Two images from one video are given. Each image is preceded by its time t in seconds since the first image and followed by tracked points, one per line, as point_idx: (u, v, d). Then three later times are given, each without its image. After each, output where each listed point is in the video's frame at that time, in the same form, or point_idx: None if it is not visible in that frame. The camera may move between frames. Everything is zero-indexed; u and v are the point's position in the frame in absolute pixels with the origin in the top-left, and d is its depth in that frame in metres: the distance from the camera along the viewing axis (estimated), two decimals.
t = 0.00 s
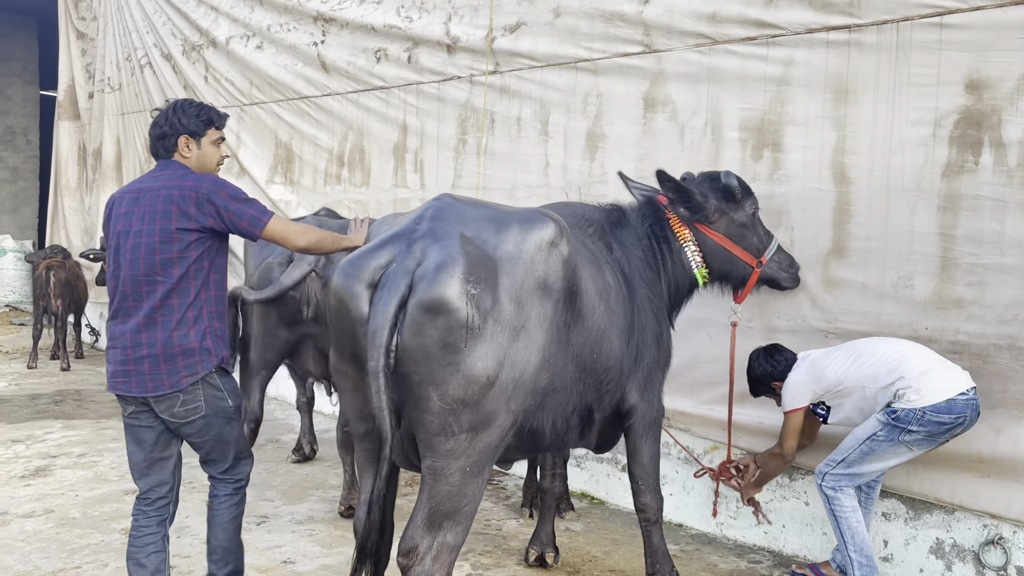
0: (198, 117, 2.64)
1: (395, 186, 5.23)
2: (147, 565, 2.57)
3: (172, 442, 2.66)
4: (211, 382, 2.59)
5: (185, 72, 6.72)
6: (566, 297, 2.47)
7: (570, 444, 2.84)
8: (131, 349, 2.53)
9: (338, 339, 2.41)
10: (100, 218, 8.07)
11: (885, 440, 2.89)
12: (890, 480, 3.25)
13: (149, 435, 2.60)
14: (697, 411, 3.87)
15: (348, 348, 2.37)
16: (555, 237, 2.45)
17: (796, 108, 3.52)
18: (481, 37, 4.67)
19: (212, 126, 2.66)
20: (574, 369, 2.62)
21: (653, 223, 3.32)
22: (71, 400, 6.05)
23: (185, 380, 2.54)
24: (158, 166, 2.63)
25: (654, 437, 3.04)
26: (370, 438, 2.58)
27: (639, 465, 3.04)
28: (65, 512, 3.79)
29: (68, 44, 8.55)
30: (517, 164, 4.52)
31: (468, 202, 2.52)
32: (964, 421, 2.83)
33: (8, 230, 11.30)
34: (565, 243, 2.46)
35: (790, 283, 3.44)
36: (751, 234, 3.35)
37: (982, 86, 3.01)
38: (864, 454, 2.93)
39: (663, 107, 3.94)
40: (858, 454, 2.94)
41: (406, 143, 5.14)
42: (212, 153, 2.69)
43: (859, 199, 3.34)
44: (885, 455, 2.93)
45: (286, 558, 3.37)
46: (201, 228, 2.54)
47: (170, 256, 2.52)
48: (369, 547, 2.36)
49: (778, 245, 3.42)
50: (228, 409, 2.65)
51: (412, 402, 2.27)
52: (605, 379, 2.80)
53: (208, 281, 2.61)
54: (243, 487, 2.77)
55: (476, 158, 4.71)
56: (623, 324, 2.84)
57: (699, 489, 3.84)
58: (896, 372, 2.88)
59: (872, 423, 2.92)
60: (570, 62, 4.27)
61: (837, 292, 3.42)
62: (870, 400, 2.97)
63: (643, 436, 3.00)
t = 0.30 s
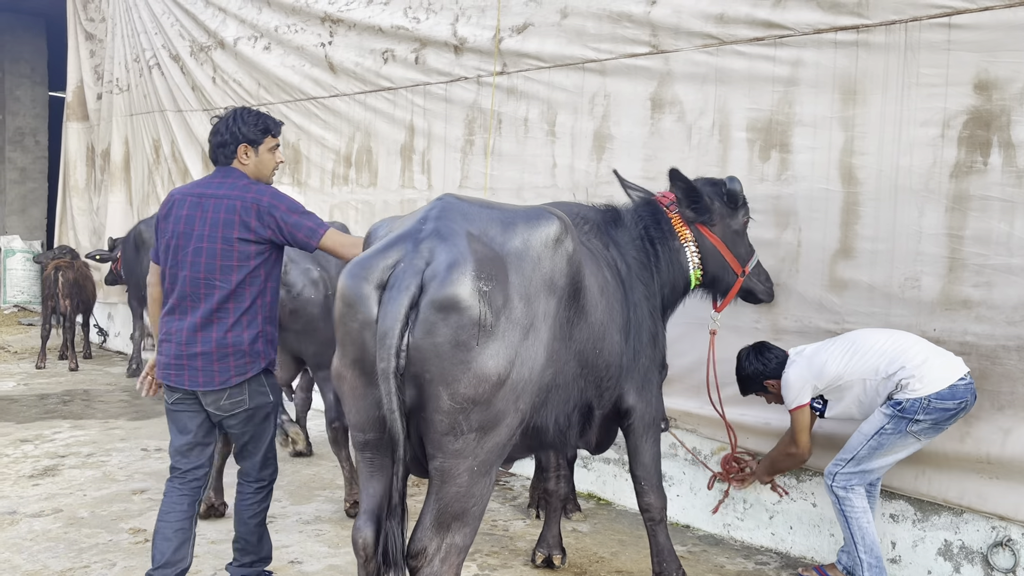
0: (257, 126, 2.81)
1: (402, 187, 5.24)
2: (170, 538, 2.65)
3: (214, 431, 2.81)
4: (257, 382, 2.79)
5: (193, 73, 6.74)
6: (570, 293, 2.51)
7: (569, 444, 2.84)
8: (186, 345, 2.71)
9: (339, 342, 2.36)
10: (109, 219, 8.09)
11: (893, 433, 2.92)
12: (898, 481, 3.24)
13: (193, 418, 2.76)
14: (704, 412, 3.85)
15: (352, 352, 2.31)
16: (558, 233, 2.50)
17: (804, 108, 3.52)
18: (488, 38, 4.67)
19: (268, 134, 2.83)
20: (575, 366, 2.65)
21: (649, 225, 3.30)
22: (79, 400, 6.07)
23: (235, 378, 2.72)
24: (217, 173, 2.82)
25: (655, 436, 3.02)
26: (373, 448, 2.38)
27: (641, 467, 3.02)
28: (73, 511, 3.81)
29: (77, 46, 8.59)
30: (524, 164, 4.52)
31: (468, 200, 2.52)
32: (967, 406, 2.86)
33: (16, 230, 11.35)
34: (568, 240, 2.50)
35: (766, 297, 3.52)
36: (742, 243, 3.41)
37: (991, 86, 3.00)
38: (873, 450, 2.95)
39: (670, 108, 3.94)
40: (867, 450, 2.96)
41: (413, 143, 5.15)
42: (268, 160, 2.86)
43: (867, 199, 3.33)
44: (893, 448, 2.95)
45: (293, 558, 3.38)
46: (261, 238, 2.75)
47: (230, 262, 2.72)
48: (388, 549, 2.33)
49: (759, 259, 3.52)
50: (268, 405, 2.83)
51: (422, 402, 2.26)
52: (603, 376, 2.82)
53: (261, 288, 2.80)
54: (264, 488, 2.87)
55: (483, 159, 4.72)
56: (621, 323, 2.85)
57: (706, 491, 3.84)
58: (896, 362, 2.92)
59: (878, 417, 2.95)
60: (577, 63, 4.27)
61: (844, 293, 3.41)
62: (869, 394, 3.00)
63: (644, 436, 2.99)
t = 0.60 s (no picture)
0: (278, 125, 2.86)
1: (411, 188, 5.25)
2: (183, 494, 2.89)
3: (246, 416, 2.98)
4: (273, 372, 2.85)
5: (203, 74, 6.76)
6: (567, 289, 2.50)
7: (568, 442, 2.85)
8: (209, 335, 2.84)
9: (334, 340, 2.37)
10: (119, 220, 8.12)
11: (900, 426, 2.93)
12: (908, 483, 3.23)
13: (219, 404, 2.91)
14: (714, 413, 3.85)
15: (348, 349, 2.33)
16: (554, 229, 2.49)
17: (813, 109, 3.51)
18: (497, 39, 4.67)
19: (288, 134, 2.88)
20: (572, 364, 2.64)
21: (660, 228, 3.31)
22: (90, 400, 6.09)
23: (250, 369, 2.80)
24: (238, 169, 2.89)
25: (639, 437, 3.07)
26: (377, 448, 2.40)
27: (624, 466, 3.05)
28: (83, 510, 3.82)
29: (87, 48, 8.64)
30: (533, 165, 4.51)
31: (464, 197, 2.52)
32: (970, 394, 2.88)
33: (26, 230, 11.39)
34: (565, 235, 2.49)
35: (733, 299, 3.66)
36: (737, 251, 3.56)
37: (1002, 86, 2.99)
38: (882, 446, 2.97)
39: (679, 109, 3.93)
40: (876, 446, 2.98)
41: (422, 144, 5.15)
42: (286, 158, 2.91)
43: (877, 200, 3.32)
44: (902, 443, 2.96)
45: (302, 558, 3.38)
46: (276, 233, 2.82)
47: (246, 258, 2.80)
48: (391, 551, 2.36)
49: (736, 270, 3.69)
50: (282, 396, 2.88)
51: (417, 400, 2.26)
52: (602, 374, 2.81)
53: (278, 282, 2.87)
54: (271, 485, 2.87)
55: (492, 160, 4.72)
56: (618, 322, 2.84)
57: (715, 492, 3.82)
58: (899, 353, 2.94)
59: (884, 412, 2.97)
60: (586, 63, 4.27)
61: (854, 294, 3.40)
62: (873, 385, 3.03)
63: (630, 438, 3.03)
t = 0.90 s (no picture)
0: (262, 128, 2.88)
1: (420, 190, 5.26)
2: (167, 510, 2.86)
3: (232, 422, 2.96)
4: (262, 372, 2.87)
5: (214, 77, 6.79)
6: (565, 289, 2.49)
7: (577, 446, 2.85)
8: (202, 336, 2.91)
9: (333, 343, 2.39)
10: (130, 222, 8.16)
11: (909, 426, 2.92)
12: (919, 486, 3.22)
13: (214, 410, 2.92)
14: (725, 417, 3.84)
15: (344, 351, 2.35)
16: (553, 229, 2.47)
17: (824, 111, 3.50)
18: (507, 41, 4.68)
19: (273, 135, 2.91)
20: (576, 366, 2.63)
21: (675, 228, 3.34)
22: (101, 401, 6.12)
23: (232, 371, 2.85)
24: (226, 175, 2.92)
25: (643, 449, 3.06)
26: (374, 451, 2.40)
27: (623, 473, 3.05)
28: (94, 511, 3.84)
29: (98, 50, 8.69)
30: (543, 167, 4.52)
31: (463, 199, 2.52)
32: (976, 392, 2.88)
33: (38, 232, 11.44)
34: (564, 235, 2.48)
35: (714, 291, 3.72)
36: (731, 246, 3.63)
37: (1014, 89, 2.97)
38: (893, 447, 2.96)
39: (689, 111, 3.93)
40: (886, 447, 2.97)
41: (432, 146, 5.16)
42: (275, 159, 2.94)
43: (888, 203, 3.31)
44: (912, 443, 2.96)
45: (312, 560, 3.39)
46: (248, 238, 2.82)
47: (226, 259, 2.82)
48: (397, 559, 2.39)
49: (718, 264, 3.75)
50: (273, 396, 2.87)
51: (412, 402, 2.26)
52: (608, 377, 2.79)
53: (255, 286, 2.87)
54: (271, 486, 2.88)
55: (502, 162, 4.73)
56: (625, 323, 2.82)
57: (725, 495, 3.81)
58: (905, 353, 2.94)
59: (893, 412, 2.97)
60: (596, 66, 4.27)
61: (865, 297, 3.39)
62: (880, 386, 3.03)
63: (628, 446, 3.03)
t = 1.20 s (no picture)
0: (237, 134, 2.92)
1: (432, 192, 5.27)
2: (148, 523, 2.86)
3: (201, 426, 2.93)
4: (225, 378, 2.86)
5: (227, 80, 6.82)
6: (577, 293, 2.48)
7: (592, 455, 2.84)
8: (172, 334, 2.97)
9: (343, 342, 2.41)
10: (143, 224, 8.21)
11: (920, 427, 2.91)
12: (933, 491, 3.20)
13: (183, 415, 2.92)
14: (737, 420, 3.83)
15: (353, 350, 2.36)
16: (567, 234, 2.47)
17: (838, 114, 3.49)
18: (519, 44, 4.69)
19: (249, 142, 2.94)
20: (590, 373, 2.62)
21: (680, 228, 3.36)
22: (114, 403, 6.15)
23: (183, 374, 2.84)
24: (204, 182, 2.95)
25: (658, 453, 3.07)
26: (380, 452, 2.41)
27: (635, 478, 3.06)
28: (108, 513, 3.86)
29: (113, 54, 8.75)
30: (555, 170, 4.52)
31: (479, 202, 2.53)
32: (985, 391, 2.88)
33: (53, 234, 11.50)
34: (579, 240, 2.47)
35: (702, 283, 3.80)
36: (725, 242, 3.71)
37: None
38: (904, 449, 2.95)
39: (702, 114, 3.92)
40: (898, 450, 2.96)
41: (444, 149, 5.17)
42: (252, 166, 2.97)
43: (902, 206, 3.30)
44: (924, 445, 2.94)
45: (324, 562, 3.40)
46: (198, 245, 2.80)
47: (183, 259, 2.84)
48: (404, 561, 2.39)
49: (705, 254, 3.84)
50: (238, 401, 2.87)
51: (420, 403, 2.27)
52: (623, 384, 2.78)
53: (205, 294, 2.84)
54: (262, 486, 2.89)
55: (514, 165, 4.73)
56: (641, 329, 2.81)
57: (738, 499, 3.80)
58: (914, 354, 2.92)
59: (903, 415, 2.96)
60: (608, 69, 4.27)
61: (879, 300, 3.37)
62: (888, 386, 3.01)
63: (644, 452, 3.03)
